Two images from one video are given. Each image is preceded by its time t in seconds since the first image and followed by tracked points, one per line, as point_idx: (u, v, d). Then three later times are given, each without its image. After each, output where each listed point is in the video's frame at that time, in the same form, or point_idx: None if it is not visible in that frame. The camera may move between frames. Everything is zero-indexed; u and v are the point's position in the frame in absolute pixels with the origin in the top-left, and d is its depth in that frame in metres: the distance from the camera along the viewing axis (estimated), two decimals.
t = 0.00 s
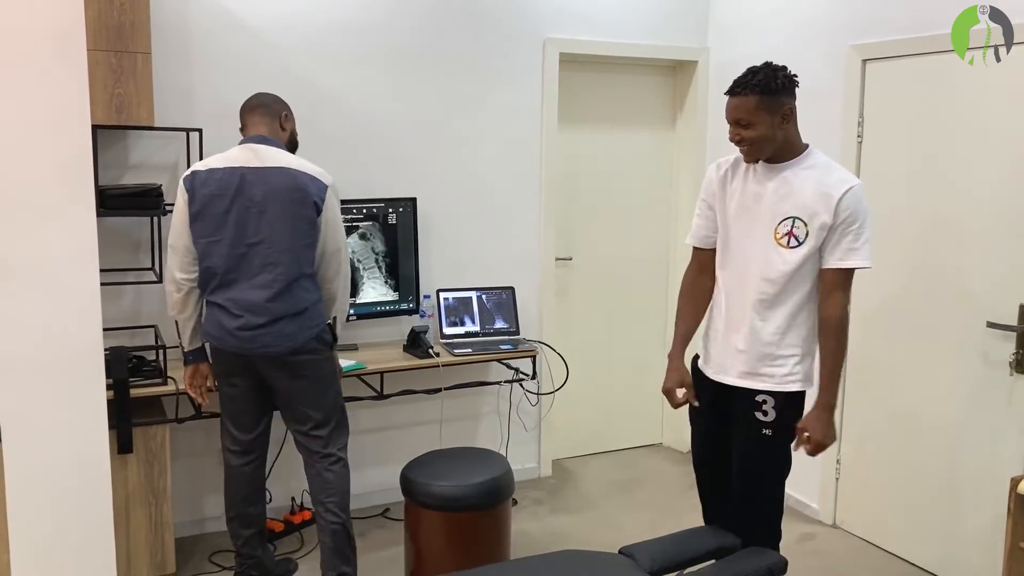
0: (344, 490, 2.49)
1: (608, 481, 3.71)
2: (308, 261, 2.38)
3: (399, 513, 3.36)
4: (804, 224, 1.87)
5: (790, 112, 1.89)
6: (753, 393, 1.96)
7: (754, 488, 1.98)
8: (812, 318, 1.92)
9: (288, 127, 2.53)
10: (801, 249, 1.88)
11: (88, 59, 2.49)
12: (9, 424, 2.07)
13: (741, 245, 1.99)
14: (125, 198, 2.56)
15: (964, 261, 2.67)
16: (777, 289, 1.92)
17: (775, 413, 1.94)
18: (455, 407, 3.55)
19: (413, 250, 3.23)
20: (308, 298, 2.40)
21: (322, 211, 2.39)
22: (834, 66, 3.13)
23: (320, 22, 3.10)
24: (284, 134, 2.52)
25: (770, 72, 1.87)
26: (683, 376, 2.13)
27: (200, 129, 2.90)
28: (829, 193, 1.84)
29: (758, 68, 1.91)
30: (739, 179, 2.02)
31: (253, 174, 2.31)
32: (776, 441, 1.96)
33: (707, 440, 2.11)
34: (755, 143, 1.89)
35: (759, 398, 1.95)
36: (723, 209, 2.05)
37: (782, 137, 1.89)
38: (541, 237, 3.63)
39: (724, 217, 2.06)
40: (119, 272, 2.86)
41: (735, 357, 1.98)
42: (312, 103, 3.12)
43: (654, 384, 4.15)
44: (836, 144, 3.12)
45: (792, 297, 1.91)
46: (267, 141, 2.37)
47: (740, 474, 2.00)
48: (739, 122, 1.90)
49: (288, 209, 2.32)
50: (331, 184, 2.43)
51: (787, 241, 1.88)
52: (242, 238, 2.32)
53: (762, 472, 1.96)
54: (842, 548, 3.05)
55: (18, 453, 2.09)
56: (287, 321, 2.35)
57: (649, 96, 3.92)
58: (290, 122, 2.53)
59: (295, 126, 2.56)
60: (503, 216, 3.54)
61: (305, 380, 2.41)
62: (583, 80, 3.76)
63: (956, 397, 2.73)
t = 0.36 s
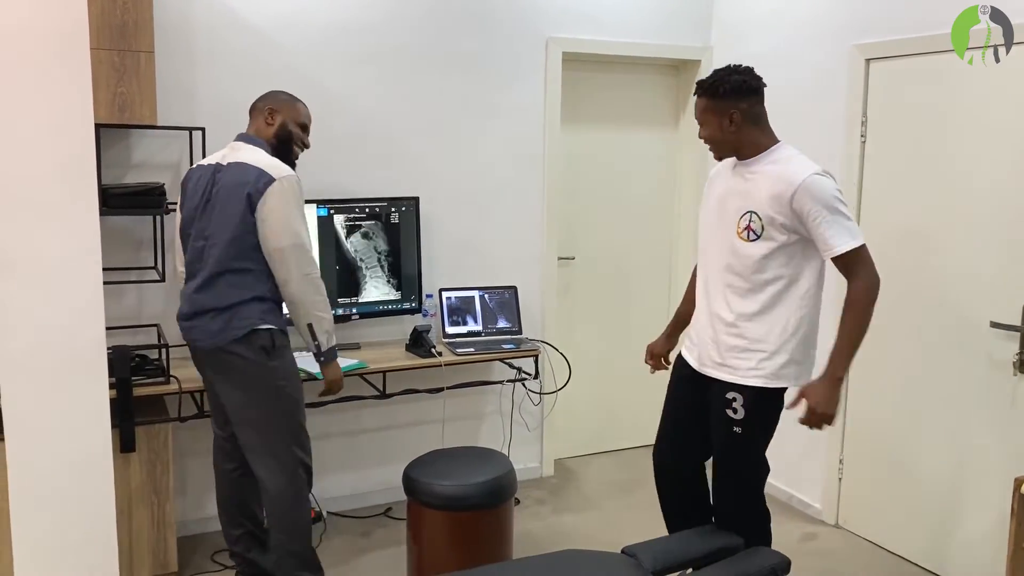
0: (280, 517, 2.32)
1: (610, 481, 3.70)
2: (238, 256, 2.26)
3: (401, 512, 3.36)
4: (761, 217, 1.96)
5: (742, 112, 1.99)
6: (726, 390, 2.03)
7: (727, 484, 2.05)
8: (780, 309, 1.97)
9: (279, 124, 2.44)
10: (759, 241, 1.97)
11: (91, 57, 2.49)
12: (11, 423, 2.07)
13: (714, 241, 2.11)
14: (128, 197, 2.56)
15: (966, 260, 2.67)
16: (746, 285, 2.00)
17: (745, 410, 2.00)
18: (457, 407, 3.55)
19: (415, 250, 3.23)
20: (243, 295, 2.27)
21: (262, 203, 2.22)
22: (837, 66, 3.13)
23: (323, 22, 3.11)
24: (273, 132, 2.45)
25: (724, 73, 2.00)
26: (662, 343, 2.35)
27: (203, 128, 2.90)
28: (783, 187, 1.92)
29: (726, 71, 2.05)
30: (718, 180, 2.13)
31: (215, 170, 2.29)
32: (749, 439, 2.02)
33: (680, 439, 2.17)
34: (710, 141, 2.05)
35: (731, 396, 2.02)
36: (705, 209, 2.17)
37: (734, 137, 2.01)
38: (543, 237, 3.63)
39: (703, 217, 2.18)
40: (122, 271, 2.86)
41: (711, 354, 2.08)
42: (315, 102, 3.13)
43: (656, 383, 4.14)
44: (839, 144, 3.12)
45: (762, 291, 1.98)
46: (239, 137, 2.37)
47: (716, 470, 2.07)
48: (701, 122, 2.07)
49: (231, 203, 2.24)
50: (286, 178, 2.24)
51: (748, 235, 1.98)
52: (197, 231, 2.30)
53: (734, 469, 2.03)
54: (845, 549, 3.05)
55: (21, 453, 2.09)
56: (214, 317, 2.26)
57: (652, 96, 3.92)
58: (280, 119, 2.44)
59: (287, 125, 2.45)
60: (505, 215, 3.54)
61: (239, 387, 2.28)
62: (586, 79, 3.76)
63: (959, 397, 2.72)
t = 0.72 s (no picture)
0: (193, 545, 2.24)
1: (612, 481, 3.70)
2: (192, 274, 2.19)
3: (402, 512, 3.36)
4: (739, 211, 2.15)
5: (733, 116, 2.15)
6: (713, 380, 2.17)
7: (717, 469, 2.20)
8: (745, 301, 2.13)
9: (240, 120, 2.26)
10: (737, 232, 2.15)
11: (93, 56, 2.50)
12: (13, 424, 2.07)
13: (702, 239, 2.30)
14: (131, 196, 2.56)
15: (967, 261, 2.67)
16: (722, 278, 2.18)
17: (733, 400, 2.15)
18: (459, 407, 3.55)
19: (417, 249, 3.23)
20: (196, 314, 2.21)
21: (201, 215, 2.10)
22: (839, 66, 3.13)
23: (326, 21, 3.11)
24: (234, 129, 2.26)
25: (719, 78, 2.15)
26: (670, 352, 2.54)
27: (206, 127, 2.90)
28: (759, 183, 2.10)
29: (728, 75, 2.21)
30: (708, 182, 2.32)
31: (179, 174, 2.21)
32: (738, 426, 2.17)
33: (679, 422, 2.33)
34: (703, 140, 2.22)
35: (719, 386, 2.17)
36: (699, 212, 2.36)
37: (725, 138, 2.17)
38: (545, 237, 3.63)
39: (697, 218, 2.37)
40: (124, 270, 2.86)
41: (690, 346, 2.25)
42: (317, 102, 3.13)
43: (658, 383, 4.14)
44: (842, 144, 3.12)
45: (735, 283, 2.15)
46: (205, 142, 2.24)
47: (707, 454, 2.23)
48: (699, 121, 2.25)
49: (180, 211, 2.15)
50: (227, 194, 2.09)
51: (727, 227, 2.18)
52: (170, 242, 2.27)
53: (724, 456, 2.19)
54: (847, 549, 3.05)
55: (24, 452, 2.09)
56: (172, 332, 2.24)
57: (655, 95, 3.92)
58: (238, 114, 2.25)
59: (248, 120, 2.26)
60: (507, 215, 3.54)
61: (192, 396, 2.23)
62: (588, 78, 3.76)
63: (961, 398, 2.72)
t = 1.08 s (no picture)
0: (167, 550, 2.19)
1: (612, 481, 3.70)
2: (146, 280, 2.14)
3: (403, 511, 3.36)
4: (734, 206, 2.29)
5: (734, 115, 2.27)
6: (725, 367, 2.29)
7: (728, 451, 2.32)
8: (741, 291, 2.27)
9: (183, 119, 2.06)
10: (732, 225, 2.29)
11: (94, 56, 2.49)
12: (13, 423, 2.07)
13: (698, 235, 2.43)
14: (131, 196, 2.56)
15: (968, 261, 2.67)
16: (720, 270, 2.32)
17: (749, 385, 2.27)
18: (460, 406, 3.55)
19: (417, 249, 3.23)
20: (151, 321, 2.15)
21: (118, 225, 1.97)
22: (840, 66, 3.13)
23: (327, 21, 3.11)
24: (180, 132, 2.07)
25: (715, 81, 2.26)
26: (669, 351, 2.67)
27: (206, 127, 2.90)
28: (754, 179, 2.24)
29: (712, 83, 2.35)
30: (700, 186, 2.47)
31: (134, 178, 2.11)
32: (751, 411, 2.29)
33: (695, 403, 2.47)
34: (703, 143, 2.29)
35: (736, 372, 2.27)
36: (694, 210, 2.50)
37: (726, 138, 2.28)
38: (546, 236, 3.62)
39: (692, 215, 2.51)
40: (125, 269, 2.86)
41: (692, 336, 2.38)
42: (317, 102, 3.13)
43: (658, 383, 4.14)
44: (843, 144, 3.11)
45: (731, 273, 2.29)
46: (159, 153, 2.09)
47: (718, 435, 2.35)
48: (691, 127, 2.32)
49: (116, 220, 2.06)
50: (135, 205, 1.92)
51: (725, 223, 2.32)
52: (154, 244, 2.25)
53: (736, 437, 2.30)
54: (848, 549, 3.05)
55: (24, 451, 2.09)
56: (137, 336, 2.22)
57: (656, 95, 3.92)
58: (182, 113, 2.05)
59: (192, 117, 2.06)
60: (507, 215, 3.53)
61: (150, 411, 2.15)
62: (589, 78, 3.75)
63: (963, 398, 2.71)
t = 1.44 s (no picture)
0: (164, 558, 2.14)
1: (612, 481, 3.70)
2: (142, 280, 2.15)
3: (403, 511, 3.36)
4: (770, 206, 2.39)
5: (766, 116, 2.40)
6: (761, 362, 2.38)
7: (772, 447, 2.42)
8: (777, 289, 2.39)
9: (176, 114, 2.03)
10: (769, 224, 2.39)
11: (94, 56, 2.49)
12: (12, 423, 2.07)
13: (718, 235, 2.49)
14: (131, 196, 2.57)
15: (968, 261, 2.67)
16: (754, 267, 2.40)
17: (790, 383, 2.38)
18: (459, 406, 3.55)
19: (417, 249, 3.23)
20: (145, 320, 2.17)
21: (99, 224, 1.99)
22: (839, 66, 3.13)
23: (327, 22, 3.11)
24: (174, 127, 2.04)
25: (751, 80, 2.36)
26: (668, 352, 2.74)
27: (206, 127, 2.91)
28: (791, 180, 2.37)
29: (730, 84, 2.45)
30: (708, 185, 2.53)
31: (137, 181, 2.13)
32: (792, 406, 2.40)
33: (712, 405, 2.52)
34: (740, 140, 2.37)
35: (777, 372, 2.38)
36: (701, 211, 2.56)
37: (757, 137, 2.40)
38: (546, 236, 3.63)
39: (700, 216, 2.56)
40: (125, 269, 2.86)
41: (719, 333, 2.43)
42: (318, 102, 3.13)
43: (658, 383, 4.14)
44: (842, 144, 3.12)
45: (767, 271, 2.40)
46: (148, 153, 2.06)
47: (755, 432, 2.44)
48: (725, 124, 2.38)
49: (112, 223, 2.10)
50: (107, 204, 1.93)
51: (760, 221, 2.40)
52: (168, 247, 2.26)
53: (779, 433, 2.40)
54: (847, 549, 3.05)
55: (23, 451, 2.09)
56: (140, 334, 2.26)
57: (656, 95, 3.92)
58: (176, 108, 2.03)
59: (186, 111, 2.04)
60: (507, 214, 3.53)
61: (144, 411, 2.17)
62: (589, 78, 3.75)
63: (962, 398, 2.72)
